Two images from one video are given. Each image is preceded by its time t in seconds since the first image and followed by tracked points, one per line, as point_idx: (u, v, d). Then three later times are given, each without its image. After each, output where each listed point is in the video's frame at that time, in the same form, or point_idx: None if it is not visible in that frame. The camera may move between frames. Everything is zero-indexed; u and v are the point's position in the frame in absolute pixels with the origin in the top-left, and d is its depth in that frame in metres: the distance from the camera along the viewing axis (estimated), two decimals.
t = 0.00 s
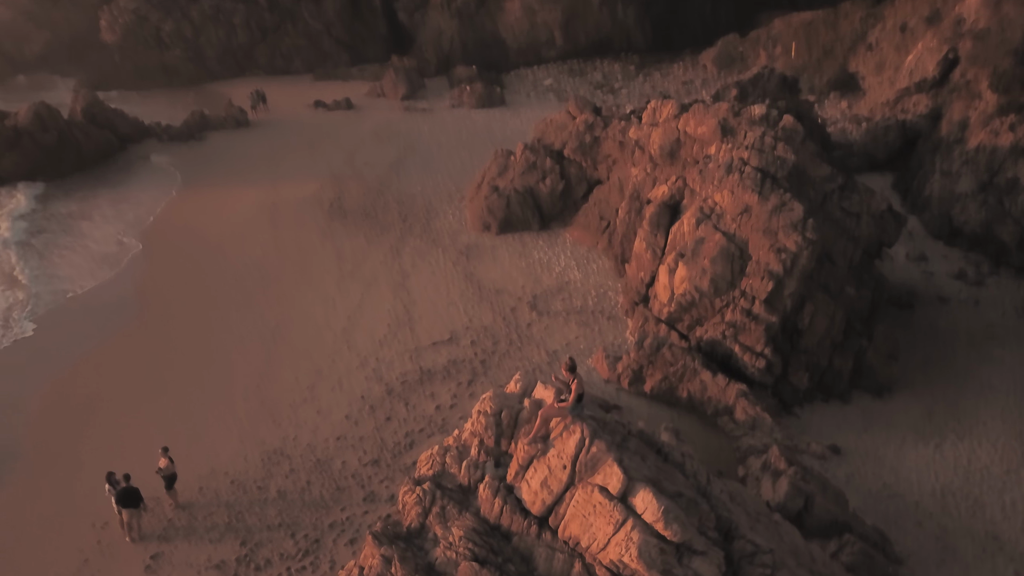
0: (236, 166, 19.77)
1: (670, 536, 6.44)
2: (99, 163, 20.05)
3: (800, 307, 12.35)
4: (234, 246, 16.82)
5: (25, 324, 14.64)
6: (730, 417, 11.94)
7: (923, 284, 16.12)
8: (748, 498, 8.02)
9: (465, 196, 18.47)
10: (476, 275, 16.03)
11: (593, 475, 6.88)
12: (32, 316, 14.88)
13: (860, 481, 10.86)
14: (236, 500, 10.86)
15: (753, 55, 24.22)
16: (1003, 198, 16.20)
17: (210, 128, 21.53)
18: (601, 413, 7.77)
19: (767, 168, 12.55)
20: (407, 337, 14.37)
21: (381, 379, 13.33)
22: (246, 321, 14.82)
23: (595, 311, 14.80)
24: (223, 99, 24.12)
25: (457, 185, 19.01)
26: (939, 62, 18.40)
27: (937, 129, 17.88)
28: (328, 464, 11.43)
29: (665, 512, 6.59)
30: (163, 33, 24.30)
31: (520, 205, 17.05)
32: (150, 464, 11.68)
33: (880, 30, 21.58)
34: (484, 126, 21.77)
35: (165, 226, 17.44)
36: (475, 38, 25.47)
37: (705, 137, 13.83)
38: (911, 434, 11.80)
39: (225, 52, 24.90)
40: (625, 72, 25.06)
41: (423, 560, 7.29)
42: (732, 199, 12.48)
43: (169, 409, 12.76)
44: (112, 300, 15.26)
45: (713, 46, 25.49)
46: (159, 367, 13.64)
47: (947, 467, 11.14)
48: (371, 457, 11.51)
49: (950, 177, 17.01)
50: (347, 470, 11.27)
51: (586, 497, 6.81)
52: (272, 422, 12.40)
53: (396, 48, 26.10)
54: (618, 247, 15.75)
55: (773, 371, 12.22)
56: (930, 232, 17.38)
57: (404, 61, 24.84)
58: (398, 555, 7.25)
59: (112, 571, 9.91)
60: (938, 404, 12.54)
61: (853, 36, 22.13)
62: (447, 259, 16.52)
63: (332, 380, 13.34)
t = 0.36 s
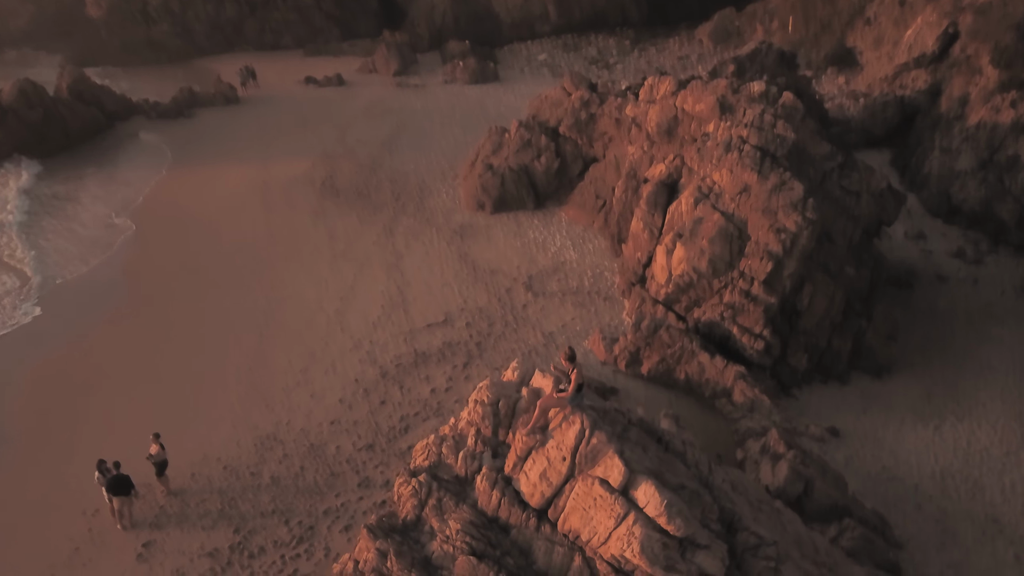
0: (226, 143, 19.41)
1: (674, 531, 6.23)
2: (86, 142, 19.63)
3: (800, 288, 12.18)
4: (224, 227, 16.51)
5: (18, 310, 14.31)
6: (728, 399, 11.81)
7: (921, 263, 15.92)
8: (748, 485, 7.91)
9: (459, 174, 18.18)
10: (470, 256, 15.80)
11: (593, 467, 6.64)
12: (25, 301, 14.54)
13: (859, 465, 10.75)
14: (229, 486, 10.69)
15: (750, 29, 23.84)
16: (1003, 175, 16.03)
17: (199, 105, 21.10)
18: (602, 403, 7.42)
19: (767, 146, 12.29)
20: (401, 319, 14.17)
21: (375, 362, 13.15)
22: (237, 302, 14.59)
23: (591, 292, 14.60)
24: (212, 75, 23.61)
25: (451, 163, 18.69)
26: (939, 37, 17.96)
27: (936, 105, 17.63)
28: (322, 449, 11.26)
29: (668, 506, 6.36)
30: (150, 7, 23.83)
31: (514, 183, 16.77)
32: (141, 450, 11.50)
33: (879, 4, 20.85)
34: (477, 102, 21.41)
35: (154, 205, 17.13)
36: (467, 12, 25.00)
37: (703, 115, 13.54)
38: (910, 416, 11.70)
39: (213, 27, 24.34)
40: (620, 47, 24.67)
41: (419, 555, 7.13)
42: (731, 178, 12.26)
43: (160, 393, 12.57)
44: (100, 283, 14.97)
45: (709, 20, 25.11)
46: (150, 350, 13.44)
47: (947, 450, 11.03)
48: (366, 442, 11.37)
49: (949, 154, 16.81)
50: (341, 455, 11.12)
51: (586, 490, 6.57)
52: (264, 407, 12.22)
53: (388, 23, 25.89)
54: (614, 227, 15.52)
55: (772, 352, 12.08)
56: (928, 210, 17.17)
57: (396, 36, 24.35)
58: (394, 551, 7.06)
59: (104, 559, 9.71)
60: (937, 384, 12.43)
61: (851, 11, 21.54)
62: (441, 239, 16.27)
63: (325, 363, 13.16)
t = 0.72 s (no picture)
0: (216, 121, 19.02)
1: (677, 528, 6.06)
2: (73, 120, 19.16)
3: (799, 270, 12.01)
4: (214, 207, 16.21)
5: (19, 297, 13.87)
6: (726, 382, 11.69)
7: (920, 243, 15.65)
8: (750, 475, 7.78)
9: (453, 153, 17.86)
10: (465, 237, 15.55)
11: (594, 461, 6.46)
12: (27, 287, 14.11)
13: (859, 449, 10.66)
14: (221, 473, 10.53)
15: (747, 4, 23.45)
16: (1003, 154, 15.83)
17: (188, 82, 20.66)
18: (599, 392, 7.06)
19: (767, 125, 12.04)
20: (395, 302, 13.96)
21: (369, 346, 12.96)
22: (228, 285, 14.35)
23: (587, 274, 14.40)
24: (201, 51, 23.12)
25: (444, 142, 18.36)
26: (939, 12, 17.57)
27: (936, 82, 17.37)
28: (316, 435, 11.11)
29: (670, 501, 6.20)
30: None
31: (509, 162, 16.48)
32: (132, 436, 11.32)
33: None
34: (471, 79, 21.03)
35: (142, 185, 16.80)
36: None
37: (701, 93, 13.18)
38: (909, 398, 11.60)
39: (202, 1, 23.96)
40: (615, 23, 24.27)
41: (415, 551, 6.97)
42: (730, 158, 12.03)
43: (150, 377, 12.37)
44: (88, 266, 14.67)
45: None
46: (140, 334, 13.22)
47: (947, 434, 10.93)
48: (361, 427, 11.22)
49: (949, 132, 16.58)
50: (335, 441, 10.97)
51: (586, 485, 6.40)
52: (257, 392, 12.04)
53: None
54: (611, 207, 15.28)
55: (771, 335, 11.93)
56: (927, 188, 16.95)
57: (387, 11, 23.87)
58: (389, 547, 6.89)
59: (95, 549, 9.55)
60: (937, 366, 12.32)
61: None
62: (435, 219, 16.02)
63: (318, 346, 12.97)
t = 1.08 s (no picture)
0: (205, 100, 18.63)
1: (681, 528, 5.87)
2: (59, 99, 18.74)
3: (798, 252, 11.84)
4: (204, 188, 15.91)
5: (14, 289, 13.48)
6: (724, 366, 11.55)
7: (919, 222, 15.43)
8: (751, 465, 7.65)
9: (446, 132, 17.54)
10: (459, 218, 15.31)
11: (594, 458, 6.27)
12: (25, 277, 13.74)
13: (858, 434, 10.57)
14: (214, 462, 10.36)
15: None
16: (1004, 132, 15.60)
17: (177, 60, 20.23)
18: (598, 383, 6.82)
19: (767, 105, 11.80)
20: (389, 285, 13.74)
21: (363, 331, 12.78)
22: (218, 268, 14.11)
23: (583, 256, 14.19)
24: (190, 28, 22.62)
25: (437, 120, 18.03)
26: None
27: (935, 59, 17.12)
28: (310, 423, 10.96)
29: (674, 499, 5.99)
30: None
31: (503, 141, 16.19)
32: (123, 425, 11.13)
33: None
34: (464, 56, 20.64)
35: (130, 166, 16.46)
36: None
37: (700, 72, 12.89)
38: (909, 381, 11.50)
39: None
40: None
41: (412, 548, 6.87)
42: (729, 138, 11.80)
43: (141, 364, 12.19)
44: (76, 249, 14.40)
45: None
46: (130, 319, 13.00)
47: (946, 418, 10.83)
48: (355, 414, 11.07)
49: (948, 111, 16.36)
50: (329, 429, 10.82)
51: (586, 482, 6.22)
52: (249, 378, 11.87)
53: None
54: (607, 187, 15.03)
55: (769, 318, 11.79)
56: (925, 167, 16.69)
57: None
58: (384, 545, 6.80)
59: (87, 540, 9.37)
60: (936, 348, 12.20)
61: None
62: (429, 200, 15.78)
63: (311, 332, 12.77)
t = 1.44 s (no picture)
0: (193, 77, 18.22)
1: (684, 527, 5.75)
2: (44, 78, 18.29)
3: (798, 234, 11.64)
4: (193, 169, 15.59)
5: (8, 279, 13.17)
6: (723, 350, 11.44)
7: (918, 201, 15.22)
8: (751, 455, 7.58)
9: (439, 110, 17.20)
10: (453, 199, 15.06)
11: (594, 455, 6.16)
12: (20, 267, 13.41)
13: (857, 419, 10.49)
14: (206, 450, 10.20)
15: None
16: (1005, 110, 15.32)
17: (164, 36, 19.73)
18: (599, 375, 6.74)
19: (767, 84, 11.54)
20: (382, 269, 13.52)
21: (356, 315, 12.59)
22: (209, 251, 13.86)
23: (579, 238, 13.97)
24: (177, 3, 22.10)
25: (430, 98, 17.66)
26: None
27: (936, 34, 16.65)
28: (303, 410, 10.81)
29: (677, 498, 5.87)
30: None
31: (498, 120, 15.89)
32: (113, 413, 10.96)
33: None
34: (457, 31, 20.24)
35: (118, 146, 16.11)
36: None
37: (697, 49, 12.53)
38: (908, 364, 11.41)
39: None
40: None
41: (408, 545, 6.59)
42: (728, 118, 11.55)
43: (132, 349, 11.99)
44: (62, 233, 14.11)
45: None
46: (120, 304, 12.78)
47: (946, 402, 10.75)
48: (349, 401, 10.92)
49: (949, 88, 16.04)
50: (323, 416, 10.67)
51: (586, 480, 6.10)
52: (241, 363, 11.71)
53: None
54: (603, 166, 14.76)
55: (768, 302, 11.65)
56: (925, 144, 16.49)
57: None
58: (380, 543, 6.48)
59: (78, 531, 9.21)
60: (936, 330, 12.08)
61: None
62: (422, 179, 15.51)
63: (304, 315, 12.59)
